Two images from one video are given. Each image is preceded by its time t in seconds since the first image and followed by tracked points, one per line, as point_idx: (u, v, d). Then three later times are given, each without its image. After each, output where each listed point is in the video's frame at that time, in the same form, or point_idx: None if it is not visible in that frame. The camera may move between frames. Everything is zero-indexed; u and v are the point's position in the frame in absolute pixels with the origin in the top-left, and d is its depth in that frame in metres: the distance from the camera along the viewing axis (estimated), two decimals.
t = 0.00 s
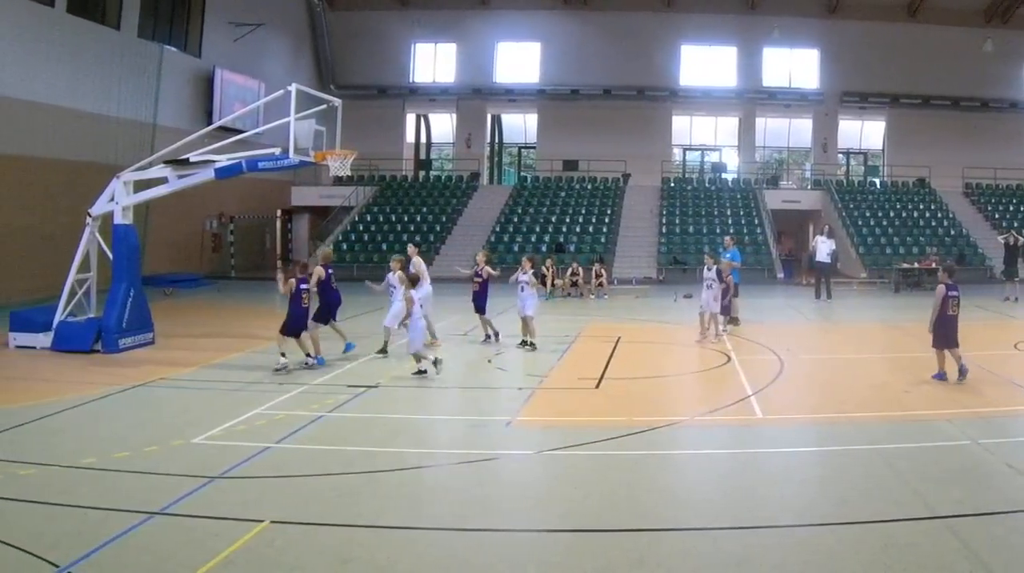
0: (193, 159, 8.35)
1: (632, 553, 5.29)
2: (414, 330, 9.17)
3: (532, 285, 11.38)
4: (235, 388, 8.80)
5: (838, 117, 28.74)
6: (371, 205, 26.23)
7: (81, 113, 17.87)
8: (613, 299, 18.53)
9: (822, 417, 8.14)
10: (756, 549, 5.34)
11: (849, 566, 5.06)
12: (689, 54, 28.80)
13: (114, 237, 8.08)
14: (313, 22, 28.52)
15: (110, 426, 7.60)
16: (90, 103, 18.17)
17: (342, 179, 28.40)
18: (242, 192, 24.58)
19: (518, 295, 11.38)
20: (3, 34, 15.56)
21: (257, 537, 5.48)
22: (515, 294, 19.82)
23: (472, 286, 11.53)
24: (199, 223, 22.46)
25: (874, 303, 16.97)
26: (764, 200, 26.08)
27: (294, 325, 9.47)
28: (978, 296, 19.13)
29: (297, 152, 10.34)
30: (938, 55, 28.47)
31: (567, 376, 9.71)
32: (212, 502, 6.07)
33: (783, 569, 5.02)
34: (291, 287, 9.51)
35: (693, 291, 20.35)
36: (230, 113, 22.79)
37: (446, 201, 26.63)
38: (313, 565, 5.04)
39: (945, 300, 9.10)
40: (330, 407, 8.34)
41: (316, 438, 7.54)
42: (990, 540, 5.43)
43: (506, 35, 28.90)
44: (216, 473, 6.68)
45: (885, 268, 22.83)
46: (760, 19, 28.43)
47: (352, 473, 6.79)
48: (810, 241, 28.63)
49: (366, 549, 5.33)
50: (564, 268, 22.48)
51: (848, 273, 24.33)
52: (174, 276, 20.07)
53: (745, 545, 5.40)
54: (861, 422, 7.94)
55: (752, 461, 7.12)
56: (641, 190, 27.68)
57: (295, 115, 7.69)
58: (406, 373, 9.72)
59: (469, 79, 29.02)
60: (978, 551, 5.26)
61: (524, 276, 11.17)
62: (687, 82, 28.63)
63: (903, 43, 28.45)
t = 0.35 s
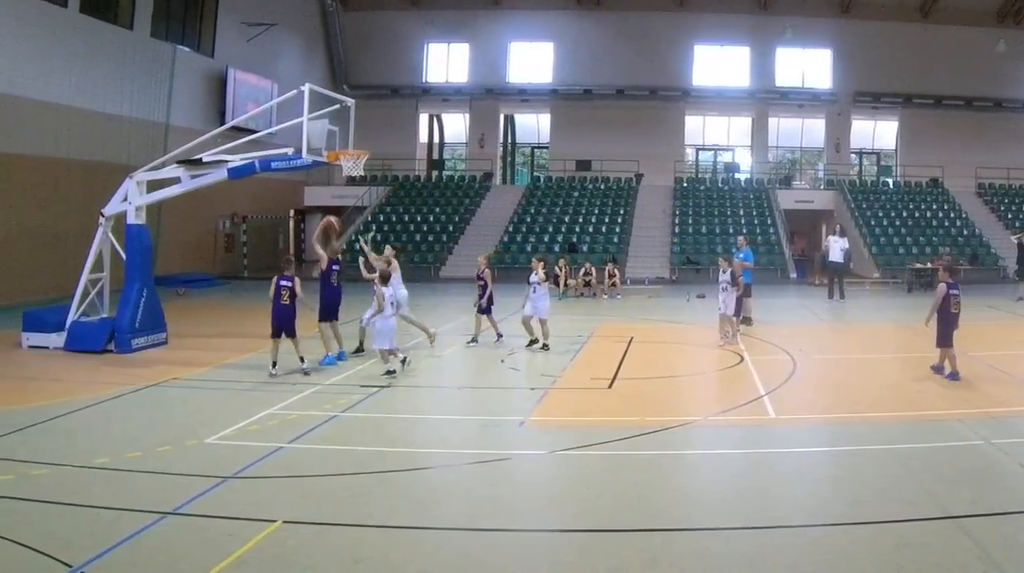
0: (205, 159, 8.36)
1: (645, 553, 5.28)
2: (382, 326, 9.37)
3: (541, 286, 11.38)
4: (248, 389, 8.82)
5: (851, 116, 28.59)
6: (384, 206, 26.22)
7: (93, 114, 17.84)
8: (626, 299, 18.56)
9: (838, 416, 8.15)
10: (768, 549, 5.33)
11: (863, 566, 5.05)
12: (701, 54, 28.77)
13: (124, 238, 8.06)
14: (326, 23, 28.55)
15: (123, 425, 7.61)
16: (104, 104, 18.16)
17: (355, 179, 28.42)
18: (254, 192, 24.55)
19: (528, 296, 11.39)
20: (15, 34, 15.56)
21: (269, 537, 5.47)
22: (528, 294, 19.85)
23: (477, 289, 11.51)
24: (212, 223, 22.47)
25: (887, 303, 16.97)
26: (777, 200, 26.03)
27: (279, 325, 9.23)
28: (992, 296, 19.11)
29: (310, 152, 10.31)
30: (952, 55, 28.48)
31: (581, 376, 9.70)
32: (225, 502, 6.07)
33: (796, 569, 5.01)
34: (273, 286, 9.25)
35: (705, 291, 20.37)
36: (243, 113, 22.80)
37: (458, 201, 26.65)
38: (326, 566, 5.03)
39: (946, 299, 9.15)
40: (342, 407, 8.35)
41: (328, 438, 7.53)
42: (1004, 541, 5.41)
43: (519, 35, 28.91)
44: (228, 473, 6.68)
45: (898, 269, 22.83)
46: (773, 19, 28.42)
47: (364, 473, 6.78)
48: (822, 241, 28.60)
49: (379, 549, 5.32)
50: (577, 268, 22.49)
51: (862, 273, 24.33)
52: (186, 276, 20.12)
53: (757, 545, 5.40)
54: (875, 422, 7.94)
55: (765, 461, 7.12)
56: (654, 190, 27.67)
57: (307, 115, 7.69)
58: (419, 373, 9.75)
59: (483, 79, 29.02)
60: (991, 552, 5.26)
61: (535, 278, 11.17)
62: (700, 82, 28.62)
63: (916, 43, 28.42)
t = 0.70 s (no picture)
0: (219, 159, 8.38)
1: (658, 553, 5.28)
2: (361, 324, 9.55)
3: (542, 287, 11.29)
4: (261, 389, 8.83)
5: (864, 116, 28.67)
6: (399, 206, 26.23)
7: (107, 113, 17.87)
8: (639, 298, 18.59)
9: (849, 416, 8.15)
10: (780, 549, 5.32)
11: (876, 566, 5.04)
12: (715, 54, 28.81)
13: (136, 238, 8.04)
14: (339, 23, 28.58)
15: (138, 425, 7.62)
16: (116, 104, 18.13)
17: (368, 179, 28.45)
18: (269, 192, 24.62)
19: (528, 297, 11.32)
20: (28, 34, 15.57)
21: (282, 537, 5.46)
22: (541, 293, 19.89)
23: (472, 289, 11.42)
24: (226, 223, 22.53)
25: (897, 303, 17.00)
26: (790, 200, 26.05)
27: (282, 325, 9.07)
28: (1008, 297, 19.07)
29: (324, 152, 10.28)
30: (967, 55, 28.42)
31: (594, 376, 9.70)
32: (238, 502, 6.06)
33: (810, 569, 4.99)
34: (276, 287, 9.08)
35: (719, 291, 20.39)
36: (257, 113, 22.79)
37: (472, 201, 26.67)
38: (340, 566, 5.02)
39: (950, 296, 9.25)
40: (355, 407, 8.36)
41: (342, 438, 7.53)
42: (1019, 542, 5.39)
43: (533, 35, 28.91)
44: (241, 472, 6.68)
45: (911, 269, 22.88)
46: (786, 19, 28.43)
47: (378, 473, 6.78)
48: (835, 241, 28.61)
49: (392, 549, 5.31)
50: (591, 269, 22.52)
51: (874, 273, 24.39)
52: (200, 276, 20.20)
53: (770, 545, 5.38)
54: (890, 422, 7.94)
55: (778, 461, 7.11)
56: (667, 190, 27.69)
57: (321, 115, 7.69)
58: (432, 373, 9.77)
59: (497, 79, 29.02)
60: (1005, 552, 5.24)
61: (537, 280, 11.10)
62: (713, 82, 28.64)
63: (931, 43, 28.38)
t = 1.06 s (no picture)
0: (233, 159, 8.42)
1: (673, 553, 5.27)
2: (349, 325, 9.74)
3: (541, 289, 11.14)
4: (273, 389, 8.83)
5: (878, 116, 28.60)
6: (412, 206, 26.27)
7: (123, 113, 17.87)
8: (654, 299, 18.57)
9: (862, 416, 8.15)
10: (794, 549, 5.32)
11: (891, 566, 5.04)
12: (728, 55, 28.82)
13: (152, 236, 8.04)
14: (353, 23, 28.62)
15: (151, 425, 7.61)
16: (132, 104, 18.12)
17: (383, 179, 28.42)
18: (281, 193, 24.55)
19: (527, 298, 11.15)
20: (42, 34, 15.60)
21: (297, 537, 5.46)
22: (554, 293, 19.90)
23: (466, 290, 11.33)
24: (239, 223, 22.49)
25: (911, 303, 17.00)
26: (805, 200, 25.99)
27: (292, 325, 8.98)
28: None
29: (337, 152, 10.27)
30: (983, 55, 28.36)
31: (608, 376, 9.69)
32: (253, 502, 6.05)
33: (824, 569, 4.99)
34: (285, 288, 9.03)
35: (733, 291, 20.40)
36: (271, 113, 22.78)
37: (486, 201, 26.70)
38: (355, 566, 5.02)
39: (948, 297, 9.23)
40: (369, 407, 8.36)
41: (356, 438, 7.53)
42: None
43: (546, 35, 28.93)
44: (255, 473, 6.67)
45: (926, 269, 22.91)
46: (800, 19, 28.41)
47: (392, 473, 6.77)
48: (848, 241, 28.58)
49: (408, 549, 5.30)
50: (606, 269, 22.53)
51: (888, 273, 24.39)
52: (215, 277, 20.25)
53: (784, 545, 5.38)
54: (904, 422, 7.94)
55: (793, 462, 7.11)
56: (681, 191, 27.65)
57: (335, 115, 7.68)
58: (447, 373, 9.78)
59: (512, 79, 29.03)
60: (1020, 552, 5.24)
61: (535, 280, 11.00)
62: (727, 83, 28.61)
63: (946, 43, 28.34)
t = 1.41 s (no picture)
0: (245, 159, 8.45)
1: (685, 553, 5.27)
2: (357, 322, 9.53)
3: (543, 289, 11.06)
4: (284, 389, 8.84)
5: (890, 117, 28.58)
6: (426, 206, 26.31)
7: (135, 113, 17.86)
8: (666, 298, 18.58)
9: (874, 417, 8.15)
10: (807, 549, 5.31)
11: (904, 566, 5.03)
12: (741, 54, 28.81)
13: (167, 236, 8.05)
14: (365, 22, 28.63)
15: (163, 425, 7.61)
16: (145, 105, 18.13)
17: (396, 179, 28.43)
18: (295, 192, 24.61)
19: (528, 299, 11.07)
20: (55, 34, 15.60)
21: (310, 537, 5.45)
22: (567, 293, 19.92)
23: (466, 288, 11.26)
24: (252, 222, 22.48)
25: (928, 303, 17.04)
26: (818, 200, 26.00)
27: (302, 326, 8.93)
28: None
29: (350, 152, 10.27)
30: (996, 55, 28.36)
31: (621, 376, 9.70)
32: (266, 502, 6.05)
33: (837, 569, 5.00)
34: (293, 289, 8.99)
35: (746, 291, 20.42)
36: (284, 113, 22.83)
37: (498, 201, 26.73)
38: (369, 566, 5.01)
39: (946, 293, 9.29)
40: (382, 407, 8.36)
41: (369, 438, 7.53)
42: None
43: (559, 35, 28.91)
44: (268, 473, 6.67)
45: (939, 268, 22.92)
46: (813, 19, 28.42)
47: (406, 473, 6.77)
48: (860, 240, 28.59)
49: (422, 549, 5.30)
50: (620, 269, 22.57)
51: (901, 273, 24.38)
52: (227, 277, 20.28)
53: (797, 545, 5.38)
54: (915, 422, 7.95)
55: (807, 461, 7.10)
56: (694, 190, 27.65)
57: (347, 115, 7.67)
58: (459, 373, 9.79)
59: (525, 79, 29.01)
60: None
61: (535, 281, 10.92)
62: (740, 82, 28.60)
63: (960, 44, 28.33)
